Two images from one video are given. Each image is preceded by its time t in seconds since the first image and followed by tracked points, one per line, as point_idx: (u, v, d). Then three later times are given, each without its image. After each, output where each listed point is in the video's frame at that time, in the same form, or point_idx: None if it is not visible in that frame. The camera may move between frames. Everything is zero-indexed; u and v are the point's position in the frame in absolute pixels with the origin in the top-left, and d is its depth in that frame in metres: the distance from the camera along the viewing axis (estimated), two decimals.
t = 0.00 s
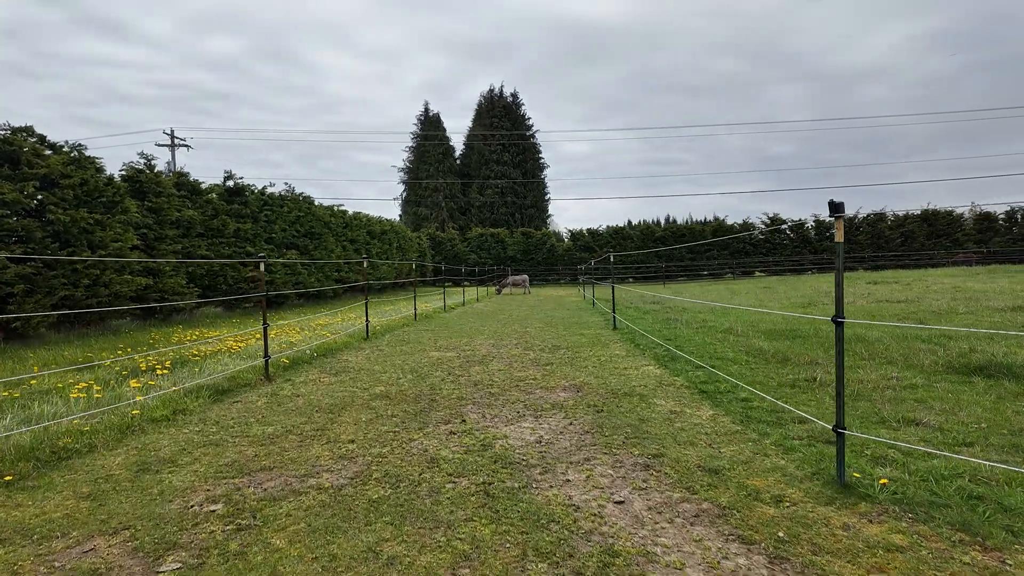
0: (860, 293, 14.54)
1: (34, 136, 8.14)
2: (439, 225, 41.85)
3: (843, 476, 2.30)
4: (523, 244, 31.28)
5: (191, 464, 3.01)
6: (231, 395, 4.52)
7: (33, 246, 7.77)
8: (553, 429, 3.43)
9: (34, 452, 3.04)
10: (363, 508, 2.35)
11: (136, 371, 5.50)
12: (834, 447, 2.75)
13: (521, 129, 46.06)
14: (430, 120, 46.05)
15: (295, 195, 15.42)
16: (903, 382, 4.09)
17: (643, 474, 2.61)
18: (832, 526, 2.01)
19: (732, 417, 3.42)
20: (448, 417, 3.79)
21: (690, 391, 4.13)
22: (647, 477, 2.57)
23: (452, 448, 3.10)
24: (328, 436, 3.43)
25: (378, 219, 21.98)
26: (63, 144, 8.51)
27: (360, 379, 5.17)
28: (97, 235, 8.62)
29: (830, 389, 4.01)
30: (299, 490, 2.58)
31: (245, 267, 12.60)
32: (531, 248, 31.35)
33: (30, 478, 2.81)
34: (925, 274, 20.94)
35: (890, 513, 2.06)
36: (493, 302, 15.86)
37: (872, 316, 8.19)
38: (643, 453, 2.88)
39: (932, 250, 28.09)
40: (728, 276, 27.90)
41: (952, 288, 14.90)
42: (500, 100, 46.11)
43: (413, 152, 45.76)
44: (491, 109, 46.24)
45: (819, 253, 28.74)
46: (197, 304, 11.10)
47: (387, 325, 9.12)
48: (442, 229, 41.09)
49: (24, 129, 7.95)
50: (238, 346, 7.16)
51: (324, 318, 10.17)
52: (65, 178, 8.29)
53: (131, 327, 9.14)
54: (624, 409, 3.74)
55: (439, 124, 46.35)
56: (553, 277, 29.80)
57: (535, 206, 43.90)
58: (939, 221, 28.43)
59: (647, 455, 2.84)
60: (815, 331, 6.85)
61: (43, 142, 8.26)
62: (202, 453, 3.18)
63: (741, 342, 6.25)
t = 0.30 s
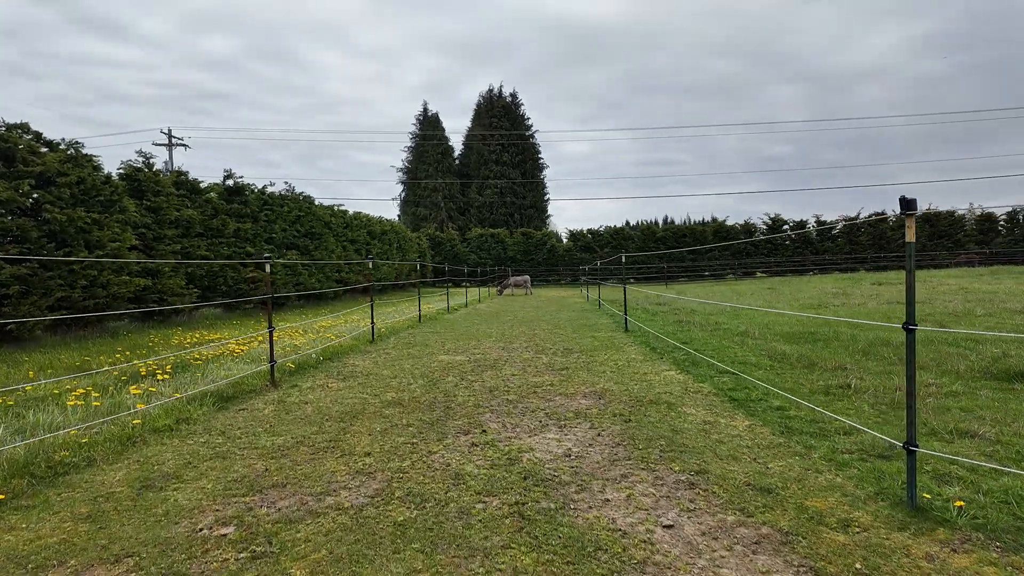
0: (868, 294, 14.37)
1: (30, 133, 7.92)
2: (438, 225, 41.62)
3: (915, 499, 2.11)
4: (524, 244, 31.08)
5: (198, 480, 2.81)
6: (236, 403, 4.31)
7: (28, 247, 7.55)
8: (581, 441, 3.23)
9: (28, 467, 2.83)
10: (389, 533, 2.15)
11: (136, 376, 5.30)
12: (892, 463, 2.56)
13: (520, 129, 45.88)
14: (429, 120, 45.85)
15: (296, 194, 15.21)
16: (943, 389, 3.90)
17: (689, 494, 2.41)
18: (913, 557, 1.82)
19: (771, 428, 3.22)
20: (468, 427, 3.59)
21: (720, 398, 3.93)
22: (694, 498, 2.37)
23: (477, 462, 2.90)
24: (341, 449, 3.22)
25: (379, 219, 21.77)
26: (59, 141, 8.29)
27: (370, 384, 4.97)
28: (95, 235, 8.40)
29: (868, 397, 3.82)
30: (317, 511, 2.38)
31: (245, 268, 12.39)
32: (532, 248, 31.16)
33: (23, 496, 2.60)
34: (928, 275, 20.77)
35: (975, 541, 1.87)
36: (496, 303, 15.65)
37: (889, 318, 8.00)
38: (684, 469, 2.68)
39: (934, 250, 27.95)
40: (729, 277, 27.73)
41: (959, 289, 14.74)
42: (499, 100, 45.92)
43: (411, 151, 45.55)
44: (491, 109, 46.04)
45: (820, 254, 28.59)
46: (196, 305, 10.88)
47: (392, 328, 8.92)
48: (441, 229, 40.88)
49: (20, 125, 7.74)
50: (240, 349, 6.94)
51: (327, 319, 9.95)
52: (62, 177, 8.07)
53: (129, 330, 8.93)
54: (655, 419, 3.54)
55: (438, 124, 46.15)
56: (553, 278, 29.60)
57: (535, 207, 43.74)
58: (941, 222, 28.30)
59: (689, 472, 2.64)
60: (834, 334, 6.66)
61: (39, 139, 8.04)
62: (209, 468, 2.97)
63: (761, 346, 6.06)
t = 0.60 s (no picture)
0: (873, 295, 14.24)
1: (24, 132, 7.73)
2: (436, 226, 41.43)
3: (985, 525, 1.94)
4: (523, 245, 30.93)
5: (201, 501, 2.63)
6: (239, 413, 4.13)
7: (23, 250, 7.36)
8: (607, 455, 3.05)
9: (19, 488, 2.65)
10: (412, 564, 1.97)
11: (134, 384, 5.11)
12: (948, 482, 2.39)
13: (518, 129, 45.74)
14: (427, 121, 45.69)
15: (295, 195, 15.02)
16: (978, 397, 3.74)
17: (732, 517, 2.24)
18: None
19: (807, 442, 3.06)
20: (484, 439, 3.41)
21: (746, 408, 3.76)
22: (739, 521, 2.20)
23: (499, 480, 2.72)
24: (353, 464, 3.04)
25: (378, 220, 21.59)
26: (54, 141, 8.09)
27: (377, 392, 4.79)
28: (91, 237, 8.21)
29: (901, 405, 3.65)
30: (331, 537, 2.20)
31: (244, 270, 12.20)
32: (531, 249, 31.00)
33: (14, 520, 2.42)
34: (930, 276, 20.63)
35: None
36: (498, 305, 15.49)
37: (902, 321, 7.85)
38: (723, 489, 2.51)
39: (935, 251, 27.85)
40: (729, 278, 27.60)
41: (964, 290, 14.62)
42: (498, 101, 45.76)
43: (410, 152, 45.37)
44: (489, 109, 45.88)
45: (820, 255, 28.48)
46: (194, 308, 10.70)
47: (395, 331, 8.74)
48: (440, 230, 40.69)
49: (13, 125, 7.54)
50: (241, 354, 6.76)
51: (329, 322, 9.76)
52: (57, 177, 7.88)
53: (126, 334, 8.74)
54: (681, 430, 3.37)
55: (435, 125, 45.97)
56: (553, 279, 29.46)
57: (533, 207, 43.60)
58: (941, 222, 28.20)
59: (728, 491, 2.47)
60: (851, 338, 6.50)
61: (33, 139, 7.84)
62: (213, 487, 2.79)
63: (777, 350, 5.91)
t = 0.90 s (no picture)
0: (878, 291, 14.06)
1: (12, 130, 7.48)
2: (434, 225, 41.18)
3: None
4: (521, 244, 30.71)
5: (198, 518, 2.41)
6: (237, 419, 3.91)
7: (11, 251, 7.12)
8: (634, 462, 2.84)
9: None
10: None
11: (126, 389, 4.89)
12: (1015, 490, 2.19)
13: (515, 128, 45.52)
14: (423, 120, 45.45)
15: (291, 194, 14.77)
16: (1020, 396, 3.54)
17: (783, 532, 2.03)
18: None
19: (848, 445, 2.85)
20: (500, 445, 3.20)
21: (775, 409, 3.55)
22: (792, 537, 1.99)
23: (521, 491, 2.51)
24: (361, 474, 2.82)
25: (375, 219, 21.34)
26: (43, 139, 7.84)
27: (382, 395, 4.57)
28: (82, 237, 7.97)
29: (940, 405, 3.45)
30: (342, 559, 1.99)
31: (240, 270, 11.96)
32: (529, 248, 30.79)
33: None
34: (932, 272, 20.45)
35: None
36: (498, 304, 15.26)
37: (917, 316, 7.65)
38: (767, 499, 2.30)
39: (935, 246, 27.71)
40: (728, 275, 27.44)
41: (969, 285, 14.43)
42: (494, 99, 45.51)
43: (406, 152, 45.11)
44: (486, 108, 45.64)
45: (820, 251, 28.33)
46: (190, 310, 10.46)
47: (396, 331, 8.52)
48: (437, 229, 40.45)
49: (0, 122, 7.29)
50: (238, 356, 6.53)
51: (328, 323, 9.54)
52: (46, 176, 7.63)
53: (120, 337, 8.50)
54: (711, 434, 3.17)
55: (431, 124, 45.73)
56: (552, 277, 29.24)
57: (531, 206, 43.37)
58: (941, 218, 28.07)
59: (773, 502, 2.27)
60: (868, 335, 6.30)
61: (22, 137, 7.60)
62: (210, 501, 2.58)
63: (794, 348, 5.72)
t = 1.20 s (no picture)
0: (885, 289, 13.86)
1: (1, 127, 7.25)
2: (433, 224, 40.93)
3: None
4: (521, 243, 30.50)
5: (190, 541, 2.20)
6: (234, 428, 3.70)
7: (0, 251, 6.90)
8: (662, 475, 2.64)
9: None
10: None
11: (118, 395, 4.67)
12: None
13: (514, 126, 45.29)
14: (421, 119, 45.17)
15: (289, 193, 14.54)
16: None
17: (840, 558, 1.83)
18: None
19: (892, 456, 2.65)
20: (515, 456, 2.99)
21: (805, 415, 3.35)
22: (852, 564, 1.79)
23: (543, 510, 2.30)
24: (368, 490, 2.61)
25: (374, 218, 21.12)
26: (33, 136, 7.60)
27: (386, 401, 4.35)
28: (74, 237, 7.74)
29: (981, 409, 3.25)
30: None
31: (238, 271, 11.74)
32: (529, 246, 30.58)
33: None
34: (936, 268, 20.24)
35: None
36: (500, 304, 15.05)
37: (933, 314, 7.44)
38: (816, 518, 2.09)
39: (937, 243, 27.52)
40: (729, 273, 27.25)
41: (976, 281, 14.23)
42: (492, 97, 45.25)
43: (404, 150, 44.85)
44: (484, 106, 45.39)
45: (821, 248, 28.13)
46: (186, 312, 10.23)
47: (398, 333, 8.30)
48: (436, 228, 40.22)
49: None
50: (236, 360, 6.31)
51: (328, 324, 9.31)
52: (36, 175, 7.40)
53: (115, 339, 8.29)
54: (741, 444, 2.96)
55: (429, 123, 45.46)
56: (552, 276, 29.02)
57: (530, 204, 43.14)
58: (942, 215, 27.89)
59: (822, 521, 2.07)
60: (887, 334, 6.10)
61: (11, 134, 7.38)
62: (205, 522, 2.37)
63: (812, 348, 5.52)
